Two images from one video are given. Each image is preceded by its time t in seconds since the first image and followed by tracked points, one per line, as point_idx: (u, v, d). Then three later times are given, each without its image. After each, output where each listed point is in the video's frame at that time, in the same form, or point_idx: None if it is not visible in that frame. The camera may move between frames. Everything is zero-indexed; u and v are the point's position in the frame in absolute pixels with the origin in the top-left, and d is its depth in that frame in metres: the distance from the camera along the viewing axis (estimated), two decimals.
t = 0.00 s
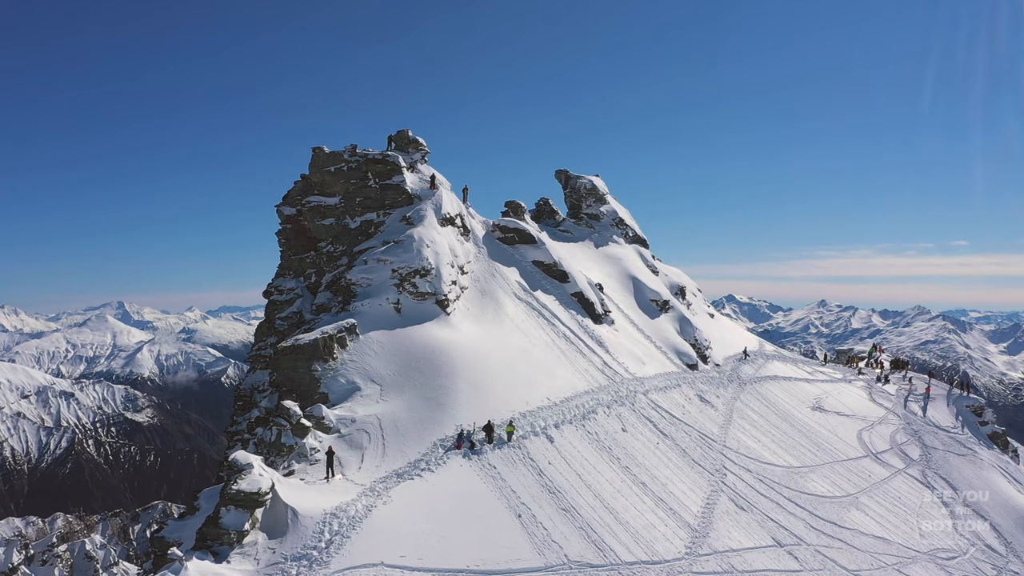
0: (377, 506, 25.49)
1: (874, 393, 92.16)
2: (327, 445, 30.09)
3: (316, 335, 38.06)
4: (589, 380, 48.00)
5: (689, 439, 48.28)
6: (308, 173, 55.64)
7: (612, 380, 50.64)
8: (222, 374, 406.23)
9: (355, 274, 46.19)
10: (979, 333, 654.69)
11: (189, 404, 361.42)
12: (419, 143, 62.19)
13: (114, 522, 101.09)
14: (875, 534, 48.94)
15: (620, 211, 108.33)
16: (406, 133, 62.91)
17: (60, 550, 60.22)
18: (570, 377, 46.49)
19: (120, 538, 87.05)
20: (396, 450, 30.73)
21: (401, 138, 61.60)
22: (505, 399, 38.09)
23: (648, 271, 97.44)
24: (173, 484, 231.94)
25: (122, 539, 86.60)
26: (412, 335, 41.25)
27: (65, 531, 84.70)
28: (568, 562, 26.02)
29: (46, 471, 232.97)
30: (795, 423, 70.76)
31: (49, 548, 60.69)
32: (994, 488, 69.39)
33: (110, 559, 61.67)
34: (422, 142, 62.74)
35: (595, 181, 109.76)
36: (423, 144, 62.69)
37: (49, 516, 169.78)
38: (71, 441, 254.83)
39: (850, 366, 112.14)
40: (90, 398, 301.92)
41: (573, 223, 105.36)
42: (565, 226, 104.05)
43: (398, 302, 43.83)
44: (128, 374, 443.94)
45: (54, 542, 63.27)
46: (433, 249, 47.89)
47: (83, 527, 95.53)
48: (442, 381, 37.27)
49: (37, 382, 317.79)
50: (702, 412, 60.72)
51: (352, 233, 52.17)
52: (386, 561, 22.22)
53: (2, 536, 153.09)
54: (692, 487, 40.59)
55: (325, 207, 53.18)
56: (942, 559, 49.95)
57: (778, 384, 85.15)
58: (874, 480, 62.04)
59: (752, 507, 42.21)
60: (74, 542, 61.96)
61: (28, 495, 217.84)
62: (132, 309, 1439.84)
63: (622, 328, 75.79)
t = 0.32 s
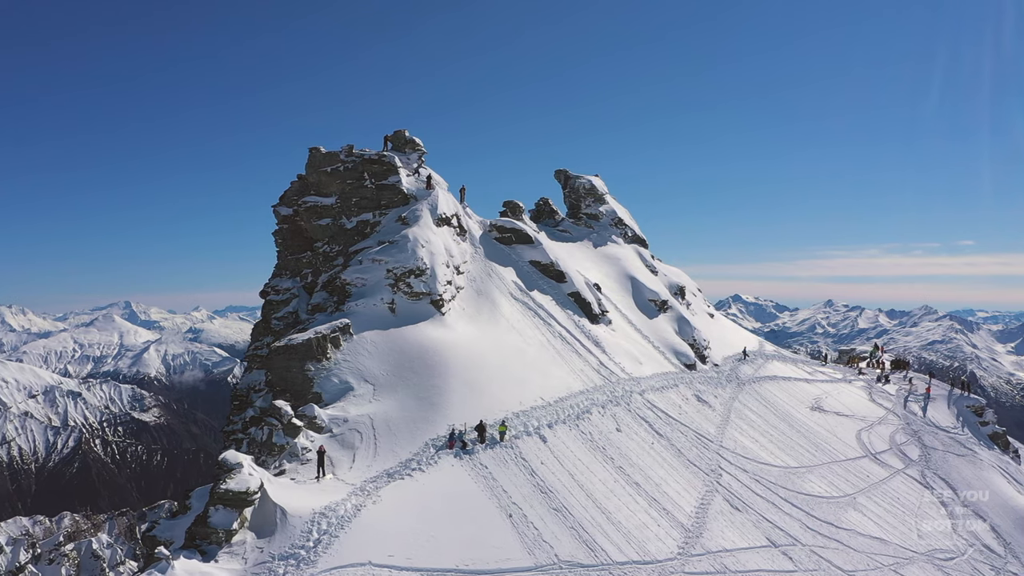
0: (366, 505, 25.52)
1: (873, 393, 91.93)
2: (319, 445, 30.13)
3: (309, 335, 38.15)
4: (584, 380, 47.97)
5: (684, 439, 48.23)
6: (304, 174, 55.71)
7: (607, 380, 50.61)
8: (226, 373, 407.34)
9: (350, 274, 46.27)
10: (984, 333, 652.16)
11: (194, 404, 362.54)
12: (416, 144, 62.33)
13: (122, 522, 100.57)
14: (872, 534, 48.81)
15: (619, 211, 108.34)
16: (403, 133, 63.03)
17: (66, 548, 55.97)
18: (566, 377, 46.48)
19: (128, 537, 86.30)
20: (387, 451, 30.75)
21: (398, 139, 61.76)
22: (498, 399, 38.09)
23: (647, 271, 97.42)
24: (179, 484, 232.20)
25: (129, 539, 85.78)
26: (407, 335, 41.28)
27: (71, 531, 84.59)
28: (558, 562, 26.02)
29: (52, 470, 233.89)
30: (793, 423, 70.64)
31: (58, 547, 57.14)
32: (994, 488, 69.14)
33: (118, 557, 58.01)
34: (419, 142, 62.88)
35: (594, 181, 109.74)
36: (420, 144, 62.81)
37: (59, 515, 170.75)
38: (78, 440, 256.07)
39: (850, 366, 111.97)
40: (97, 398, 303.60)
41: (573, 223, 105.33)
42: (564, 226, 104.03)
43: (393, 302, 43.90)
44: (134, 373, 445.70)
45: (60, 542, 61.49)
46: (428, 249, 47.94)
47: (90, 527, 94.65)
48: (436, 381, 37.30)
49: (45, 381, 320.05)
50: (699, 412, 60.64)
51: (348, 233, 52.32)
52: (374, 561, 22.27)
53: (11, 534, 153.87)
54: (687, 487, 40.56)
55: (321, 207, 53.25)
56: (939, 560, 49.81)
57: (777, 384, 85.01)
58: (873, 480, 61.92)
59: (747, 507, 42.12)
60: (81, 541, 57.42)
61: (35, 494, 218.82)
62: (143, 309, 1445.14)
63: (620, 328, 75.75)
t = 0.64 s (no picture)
0: (355, 505, 25.58)
1: (873, 393, 91.81)
2: (310, 444, 30.20)
3: (303, 335, 38.23)
4: (579, 380, 47.96)
5: (680, 439, 48.18)
6: (300, 174, 55.79)
7: (603, 380, 50.61)
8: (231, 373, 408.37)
9: (345, 274, 46.37)
10: (989, 333, 649.87)
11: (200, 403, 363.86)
12: (413, 144, 62.37)
13: (129, 521, 100.54)
14: (869, 535, 48.69)
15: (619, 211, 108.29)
16: (399, 133, 63.07)
17: (73, 549, 55.97)
18: (560, 377, 46.48)
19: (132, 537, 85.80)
20: (378, 450, 30.80)
21: (394, 139, 61.79)
22: (491, 399, 38.10)
23: (646, 271, 97.35)
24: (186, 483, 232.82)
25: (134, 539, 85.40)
26: (400, 335, 41.33)
27: (79, 529, 84.79)
28: (548, 562, 26.02)
29: (59, 470, 234.99)
30: (792, 423, 70.55)
31: (65, 547, 57.42)
32: (993, 488, 68.90)
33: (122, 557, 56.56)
34: (416, 142, 62.90)
35: (593, 181, 109.67)
36: (417, 144, 62.83)
37: (68, 513, 172.09)
38: (85, 439, 257.29)
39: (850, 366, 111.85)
40: (104, 397, 305.13)
41: (572, 223, 105.35)
42: (563, 226, 104.03)
43: (387, 302, 43.97)
44: (140, 373, 447.45)
45: (65, 542, 61.15)
46: (423, 249, 47.99)
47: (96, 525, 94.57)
48: (429, 381, 37.35)
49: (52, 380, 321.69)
50: (695, 412, 60.59)
51: (344, 233, 52.43)
52: (362, 560, 22.32)
53: (20, 533, 154.90)
54: (681, 487, 40.51)
55: (318, 207, 53.33)
56: (936, 560, 49.63)
57: (776, 384, 84.87)
58: (871, 480, 61.82)
59: (742, 507, 42.06)
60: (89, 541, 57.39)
61: (43, 493, 219.68)
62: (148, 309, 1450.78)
63: (618, 328, 75.77)
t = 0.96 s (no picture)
0: (345, 504, 25.65)
1: (873, 393, 91.68)
2: (301, 443, 30.29)
3: (296, 335, 38.32)
4: (574, 380, 47.94)
5: (675, 439, 48.12)
6: (297, 174, 55.93)
7: (598, 380, 50.59)
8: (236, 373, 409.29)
9: (340, 274, 46.45)
10: (994, 333, 647.43)
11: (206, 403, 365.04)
12: (409, 144, 62.46)
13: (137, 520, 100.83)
14: (865, 535, 48.55)
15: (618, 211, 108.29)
16: (396, 133, 63.18)
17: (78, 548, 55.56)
18: (555, 377, 46.46)
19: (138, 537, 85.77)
20: (369, 450, 30.86)
21: (391, 139, 61.87)
22: (484, 399, 38.11)
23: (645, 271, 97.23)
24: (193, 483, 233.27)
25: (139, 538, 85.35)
26: (394, 335, 41.39)
27: (85, 528, 84.01)
28: (537, 561, 26.04)
29: (67, 469, 235.81)
30: (789, 423, 70.49)
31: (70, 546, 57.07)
32: (992, 489, 68.58)
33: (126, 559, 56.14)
34: (412, 142, 62.97)
35: (592, 181, 109.63)
36: (414, 144, 62.93)
37: (77, 512, 172.78)
38: (93, 438, 258.34)
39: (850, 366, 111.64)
40: (111, 397, 306.51)
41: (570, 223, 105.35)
42: (562, 226, 104.01)
43: (381, 301, 44.04)
44: (147, 372, 449.17)
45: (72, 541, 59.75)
46: (417, 249, 48.06)
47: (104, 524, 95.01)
48: (422, 381, 37.41)
49: (60, 379, 323.15)
50: (692, 412, 60.50)
51: (340, 233, 52.52)
52: (350, 559, 22.40)
53: (26, 532, 155.43)
54: (675, 487, 40.45)
55: (313, 208, 53.46)
56: (933, 561, 49.44)
57: (775, 385, 84.78)
58: (869, 480, 61.66)
59: (736, 507, 42.00)
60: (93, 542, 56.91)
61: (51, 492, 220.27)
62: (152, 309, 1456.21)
63: (615, 328, 75.80)
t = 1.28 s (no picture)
0: (334, 503, 25.76)
1: (872, 394, 91.56)
2: (292, 442, 30.40)
3: (288, 334, 38.41)
4: (568, 380, 47.95)
5: (670, 439, 48.08)
6: (293, 174, 56.03)
7: (593, 380, 50.59)
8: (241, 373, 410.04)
9: (334, 274, 46.53)
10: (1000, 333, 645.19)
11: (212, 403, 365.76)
12: (406, 144, 62.55)
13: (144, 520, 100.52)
14: (861, 536, 48.46)
15: (616, 212, 108.26)
16: (393, 133, 63.27)
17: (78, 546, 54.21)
18: (549, 377, 46.47)
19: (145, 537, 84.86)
20: (360, 449, 30.95)
21: (387, 139, 61.98)
22: (477, 399, 38.17)
23: (643, 271, 97.15)
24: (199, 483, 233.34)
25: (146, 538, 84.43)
26: (388, 334, 41.46)
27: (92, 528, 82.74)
28: (527, 560, 26.09)
29: (74, 467, 236.16)
30: (788, 424, 70.36)
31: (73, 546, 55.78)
32: (991, 489, 68.36)
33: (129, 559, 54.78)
34: (409, 142, 63.07)
35: (591, 181, 109.59)
36: (410, 144, 63.03)
37: (85, 511, 172.84)
38: (100, 437, 258.56)
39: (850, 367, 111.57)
40: (117, 397, 307.40)
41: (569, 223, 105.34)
42: (560, 226, 104.01)
43: (375, 301, 44.12)
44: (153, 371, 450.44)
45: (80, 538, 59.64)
46: (412, 249, 48.12)
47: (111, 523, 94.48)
48: (415, 380, 37.48)
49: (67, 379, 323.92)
50: (688, 412, 60.42)
51: (336, 233, 52.62)
52: (337, 558, 22.48)
53: (33, 531, 155.32)
54: (669, 487, 40.42)
55: (310, 208, 53.56)
56: (930, 561, 49.33)
57: (774, 385, 84.71)
58: (867, 481, 61.50)
59: (730, 507, 41.94)
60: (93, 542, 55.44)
61: (58, 491, 220.18)
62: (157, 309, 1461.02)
63: (612, 328, 75.79)
